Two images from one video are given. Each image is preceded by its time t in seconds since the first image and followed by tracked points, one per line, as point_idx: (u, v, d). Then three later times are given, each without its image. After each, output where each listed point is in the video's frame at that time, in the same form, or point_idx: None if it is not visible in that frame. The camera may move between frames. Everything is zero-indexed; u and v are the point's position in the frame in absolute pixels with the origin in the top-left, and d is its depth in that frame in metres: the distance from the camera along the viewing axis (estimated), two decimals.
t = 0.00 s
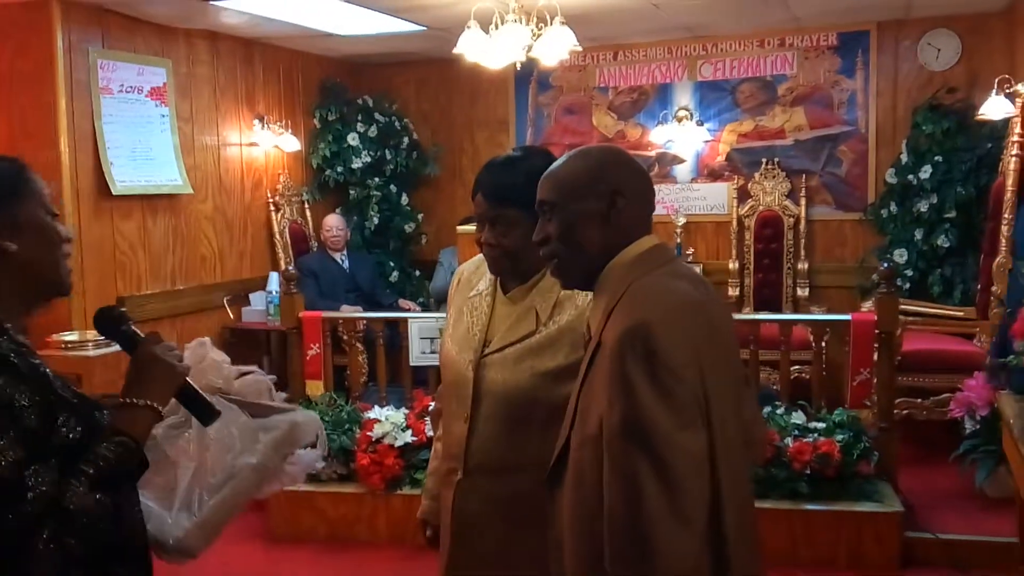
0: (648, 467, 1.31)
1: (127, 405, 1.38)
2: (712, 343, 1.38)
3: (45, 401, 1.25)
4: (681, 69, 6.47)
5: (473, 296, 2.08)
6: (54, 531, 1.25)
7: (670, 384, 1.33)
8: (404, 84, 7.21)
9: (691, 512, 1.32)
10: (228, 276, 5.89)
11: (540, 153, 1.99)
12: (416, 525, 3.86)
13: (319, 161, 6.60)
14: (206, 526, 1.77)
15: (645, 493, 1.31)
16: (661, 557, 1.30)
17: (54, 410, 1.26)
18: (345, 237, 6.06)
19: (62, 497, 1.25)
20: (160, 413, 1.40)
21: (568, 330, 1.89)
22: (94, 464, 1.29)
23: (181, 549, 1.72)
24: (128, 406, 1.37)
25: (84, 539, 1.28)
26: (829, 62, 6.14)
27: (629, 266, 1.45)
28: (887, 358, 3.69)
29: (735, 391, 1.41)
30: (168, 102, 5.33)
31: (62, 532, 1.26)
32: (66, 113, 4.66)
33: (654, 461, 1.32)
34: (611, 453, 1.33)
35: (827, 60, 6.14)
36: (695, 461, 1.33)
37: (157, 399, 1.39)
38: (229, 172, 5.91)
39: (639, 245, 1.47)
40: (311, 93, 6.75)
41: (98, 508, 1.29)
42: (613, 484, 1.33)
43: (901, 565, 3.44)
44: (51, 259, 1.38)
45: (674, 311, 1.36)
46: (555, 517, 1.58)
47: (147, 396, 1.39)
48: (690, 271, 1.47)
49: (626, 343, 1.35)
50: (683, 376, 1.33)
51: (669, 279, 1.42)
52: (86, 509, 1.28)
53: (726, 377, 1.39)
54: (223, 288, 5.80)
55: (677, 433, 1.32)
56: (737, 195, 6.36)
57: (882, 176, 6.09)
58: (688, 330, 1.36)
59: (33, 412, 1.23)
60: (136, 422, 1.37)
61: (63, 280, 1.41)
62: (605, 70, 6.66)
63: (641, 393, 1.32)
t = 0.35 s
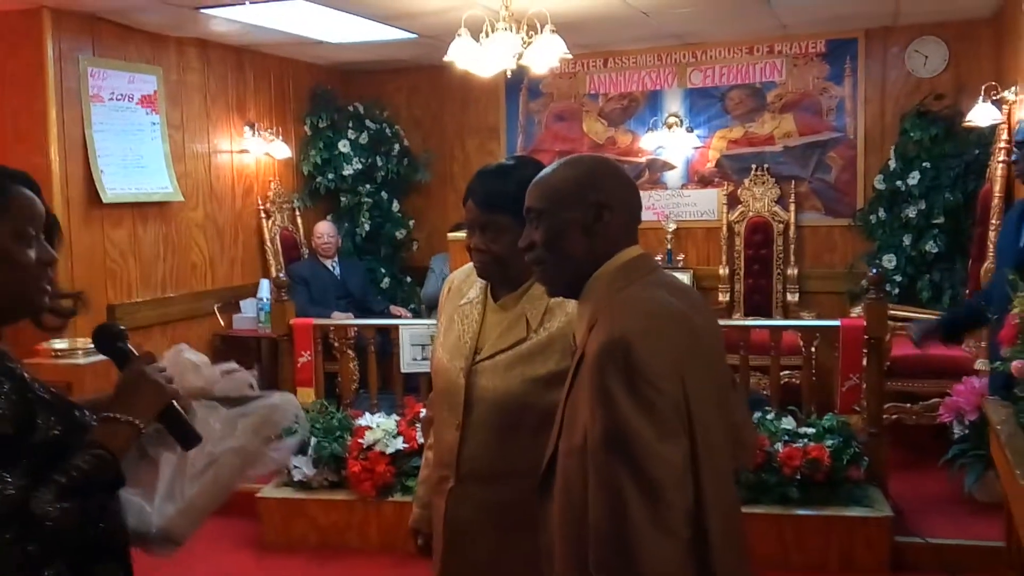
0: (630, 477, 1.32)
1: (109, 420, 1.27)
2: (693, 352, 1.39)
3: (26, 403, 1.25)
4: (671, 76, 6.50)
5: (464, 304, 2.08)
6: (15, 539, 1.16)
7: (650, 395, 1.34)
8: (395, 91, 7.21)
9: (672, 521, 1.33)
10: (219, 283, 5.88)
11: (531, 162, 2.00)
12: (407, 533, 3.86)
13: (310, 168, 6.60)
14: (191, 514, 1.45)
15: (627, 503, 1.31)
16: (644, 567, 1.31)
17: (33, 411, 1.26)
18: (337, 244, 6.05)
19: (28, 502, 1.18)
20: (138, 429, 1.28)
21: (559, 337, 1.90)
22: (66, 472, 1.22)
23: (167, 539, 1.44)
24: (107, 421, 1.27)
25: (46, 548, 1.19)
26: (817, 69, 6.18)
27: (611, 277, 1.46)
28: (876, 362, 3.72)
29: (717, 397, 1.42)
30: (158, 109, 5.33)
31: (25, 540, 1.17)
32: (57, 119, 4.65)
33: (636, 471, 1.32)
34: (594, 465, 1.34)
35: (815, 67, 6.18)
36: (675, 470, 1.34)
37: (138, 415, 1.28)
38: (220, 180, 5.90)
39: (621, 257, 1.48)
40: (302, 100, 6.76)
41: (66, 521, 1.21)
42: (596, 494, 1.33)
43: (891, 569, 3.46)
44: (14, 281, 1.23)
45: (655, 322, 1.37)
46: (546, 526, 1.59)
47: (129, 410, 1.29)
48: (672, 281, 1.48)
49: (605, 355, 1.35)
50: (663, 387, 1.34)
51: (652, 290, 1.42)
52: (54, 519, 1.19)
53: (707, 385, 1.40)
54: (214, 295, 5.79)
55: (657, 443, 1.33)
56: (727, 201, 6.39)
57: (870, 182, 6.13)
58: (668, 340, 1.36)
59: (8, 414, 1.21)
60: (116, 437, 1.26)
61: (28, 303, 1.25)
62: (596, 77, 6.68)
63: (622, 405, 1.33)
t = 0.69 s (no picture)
0: (613, 473, 1.32)
1: (144, 424, 1.35)
2: (675, 350, 1.38)
3: (11, 412, 1.34)
4: (659, 82, 6.51)
5: (450, 309, 2.07)
6: (42, 532, 1.28)
7: (632, 393, 1.33)
8: (384, 94, 7.20)
9: (656, 517, 1.31)
10: (206, 285, 5.84)
11: (518, 167, 1.99)
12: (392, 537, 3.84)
13: (298, 170, 6.55)
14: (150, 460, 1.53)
15: (612, 500, 1.31)
16: (629, 562, 1.30)
17: (17, 419, 1.35)
18: (324, 247, 6.01)
19: (44, 500, 1.29)
20: (171, 442, 1.35)
21: (546, 341, 1.89)
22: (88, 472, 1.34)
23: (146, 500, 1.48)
24: (144, 425, 1.34)
25: (68, 540, 1.31)
26: (805, 76, 6.21)
27: (593, 279, 1.45)
28: (863, 368, 3.74)
29: (703, 394, 1.41)
30: (146, 111, 5.29)
31: (48, 535, 1.28)
32: (44, 120, 4.61)
33: (619, 467, 1.32)
34: (577, 462, 1.34)
35: (803, 74, 6.21)
36: (658, 466, 1.33)
37: (171, 426, 1.35)
38: (207, 182, 5.87)
39: (604, 259, 1.48)
40: (290, 103, 6.73)
41: (89, 516, 1.32)
42: (580, 492, 1.33)
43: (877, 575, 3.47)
44: None
45: (636, 320, 1.37)
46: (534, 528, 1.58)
47: (165, 421, 1.35)
48: (655, 282, 1.47)
49: (586, 354, 1.36)
50: (644, 385, 1.34)
51: (634, 290, 1.42)
52: (74, 513, 1.30)
53: (691, 382, 1.39)
54: (201, 298, 5.74)
55: (640, 440, 1.33)
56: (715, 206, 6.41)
57: (857, 189, 6.16)
58: (649, 338, 1.36)
59: None
60: (146, 442, 1.34)
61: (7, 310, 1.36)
62: (585, 82, 6.69)
63: (603, 402, 1.33)
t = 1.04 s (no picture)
0: (614, 479, 1.32)
1: (156, 437, 1.47)
2: (676, 358, 1.39)
3: (28, 407, 1.34)
4: (655, 89, 6.54)
5: (446, 315, 2.08)
6: (49, 535, 1.32)
7: (633, 400, 1.34)
8: (381, 98, 7.20)
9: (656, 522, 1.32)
10: (201, 288, 5.83)
11: (515, 175, 2.00)
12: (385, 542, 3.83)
13: (295, 174, 6.56)
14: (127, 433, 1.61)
15: (611, 505, 1.31)
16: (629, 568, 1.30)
17: (35, 412, 1.34)
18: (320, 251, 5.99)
19: (62, 504, 1.32)
20: (180, 456, 1.48)
21: (542, 349, 1.90)
22: (105, 480, 1.38)
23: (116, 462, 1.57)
24: (156, 439, 1.47)
25: (77, 545, 1.35)
26: (801, 84, 6.24)
27: (595, 288, 1.46)
28: (857, 376, 3.75)
29: (701, 403, 1.42)
30: (144, 114, 5.29)
31: (58, 539, 1.33)
32: (42, 123, 4.60)
33: (620, 473, 1.32)
34: (577, 468, 1.34)
35: (799, 82, 6.24)
36: (658, 473, 1.33)
37: (181, 443, 1.48)
38: (204, 186, 5.87)
39: (607, 268, 1.48)
40: (288, 107, 6.74)
41: (99, 521, 1.36)
42: (581, 497, 1.33)
43: None
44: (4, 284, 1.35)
45: (638, 329, 1.37)
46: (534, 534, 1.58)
47: (179, 436, 1.48)
48: (657, 292, 1.48)
49: (590, 362, 1.36)
50: (646, 392, 1.34)
51: (635, 299, 1.43)
52: (85, 517, 1.34)
53: (691, 391, 1.40)
54: (197, 301, 5.74)
55: (640, 446, 1.33)
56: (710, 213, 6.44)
57: (852, 196, 6.19)
58: (650, 346, 1.37)
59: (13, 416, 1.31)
60: (154, 453, 1.46)
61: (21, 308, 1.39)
62: (581, 88, 6.71)
63: (605, 409, 1.33)
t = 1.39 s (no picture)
0: (616, 486, 1.35)
1: (139, 461, 1.51)
2: (676, 370, 1.42)
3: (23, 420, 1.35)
4: (644, 94, 6.58)
5: (441, 322, 2.09)
6: (25, 555, 1.35)
7: (636, 409, 1.37)
8: (371, 103, 7.21)
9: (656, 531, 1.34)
10: (190, 293, 5.82)
11: (509, 185, 2.02)
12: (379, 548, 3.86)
13: (285, 178, 6.58)
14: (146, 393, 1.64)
15: (614, 512, 1.34)
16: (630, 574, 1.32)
17: (28, 425, 1.36)
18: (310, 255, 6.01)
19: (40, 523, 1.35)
20: (160, 482, 1.52)
21: (537, 356, 1.93)
22: (82, 502, 1.40)
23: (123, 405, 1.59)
24: (138, 462, 1.50)
25: (52, 564, 1.38)
26: (788, 90, 6.30)
27: (599, 297, 1.49)
28: (842, 380, 3.81)
29: (699, 413, 1.45)
30: (132, 118, 5.28)
31: (33, 557, 1.36)
32: (31, 126, 4.59)
33: (622, 481, 1.35)
34: (580, 474, 1.37)
35: (786, 88, 6.30)
36: (660, 481, 1.36)
37: (164, 470, 1.52)
38: (194, 190, 5.86)
39: (611, 276, 1.51)
40: (278, 111, 6.74)
41: (73, 546, 1.38)
42: (583, 502, 1.36)
43: None
44: (21, 297, 1.39)
45: (641, 341, 1.40)
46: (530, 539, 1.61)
47: (159, 461, 1.52)
48: (658, 303, 1.51)
49: (594, 372, 1.39)
50: (649, 402, 1.37)
51: (638, 310, 1.46)
52: (60, 542, 1.37)
53: (689, 402, 1.43)
54: (185, 306, 5.74)
55: (644, 456, 1.35)
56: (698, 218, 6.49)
57: (838, 201, 6.25)
58: (653, 356, 1.40)
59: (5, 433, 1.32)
60: (136, 477, 1.49)
61: (35, 318, 1.42)
62: (571, 94, 6.74)
63: (609, 418, 1.36)
